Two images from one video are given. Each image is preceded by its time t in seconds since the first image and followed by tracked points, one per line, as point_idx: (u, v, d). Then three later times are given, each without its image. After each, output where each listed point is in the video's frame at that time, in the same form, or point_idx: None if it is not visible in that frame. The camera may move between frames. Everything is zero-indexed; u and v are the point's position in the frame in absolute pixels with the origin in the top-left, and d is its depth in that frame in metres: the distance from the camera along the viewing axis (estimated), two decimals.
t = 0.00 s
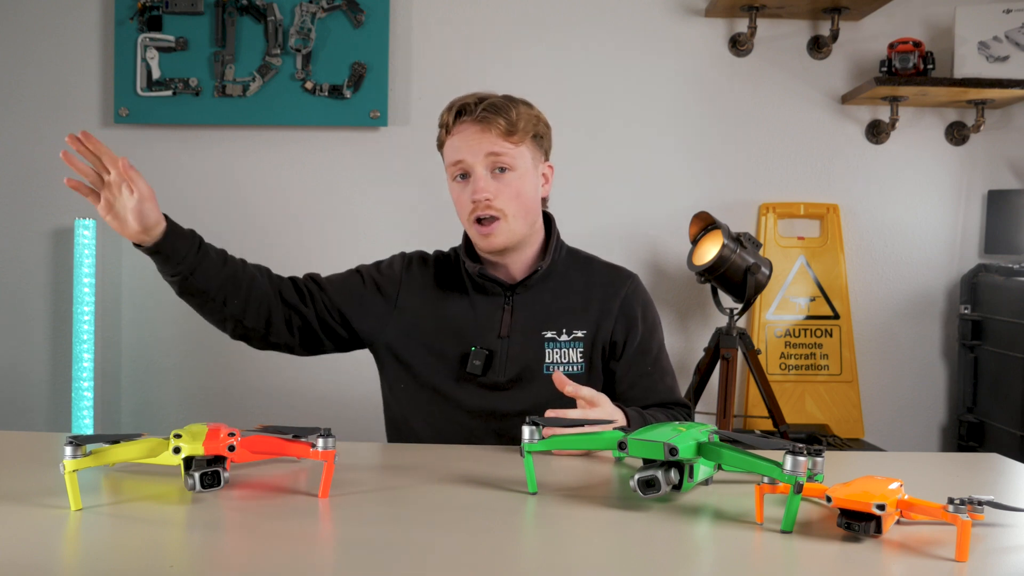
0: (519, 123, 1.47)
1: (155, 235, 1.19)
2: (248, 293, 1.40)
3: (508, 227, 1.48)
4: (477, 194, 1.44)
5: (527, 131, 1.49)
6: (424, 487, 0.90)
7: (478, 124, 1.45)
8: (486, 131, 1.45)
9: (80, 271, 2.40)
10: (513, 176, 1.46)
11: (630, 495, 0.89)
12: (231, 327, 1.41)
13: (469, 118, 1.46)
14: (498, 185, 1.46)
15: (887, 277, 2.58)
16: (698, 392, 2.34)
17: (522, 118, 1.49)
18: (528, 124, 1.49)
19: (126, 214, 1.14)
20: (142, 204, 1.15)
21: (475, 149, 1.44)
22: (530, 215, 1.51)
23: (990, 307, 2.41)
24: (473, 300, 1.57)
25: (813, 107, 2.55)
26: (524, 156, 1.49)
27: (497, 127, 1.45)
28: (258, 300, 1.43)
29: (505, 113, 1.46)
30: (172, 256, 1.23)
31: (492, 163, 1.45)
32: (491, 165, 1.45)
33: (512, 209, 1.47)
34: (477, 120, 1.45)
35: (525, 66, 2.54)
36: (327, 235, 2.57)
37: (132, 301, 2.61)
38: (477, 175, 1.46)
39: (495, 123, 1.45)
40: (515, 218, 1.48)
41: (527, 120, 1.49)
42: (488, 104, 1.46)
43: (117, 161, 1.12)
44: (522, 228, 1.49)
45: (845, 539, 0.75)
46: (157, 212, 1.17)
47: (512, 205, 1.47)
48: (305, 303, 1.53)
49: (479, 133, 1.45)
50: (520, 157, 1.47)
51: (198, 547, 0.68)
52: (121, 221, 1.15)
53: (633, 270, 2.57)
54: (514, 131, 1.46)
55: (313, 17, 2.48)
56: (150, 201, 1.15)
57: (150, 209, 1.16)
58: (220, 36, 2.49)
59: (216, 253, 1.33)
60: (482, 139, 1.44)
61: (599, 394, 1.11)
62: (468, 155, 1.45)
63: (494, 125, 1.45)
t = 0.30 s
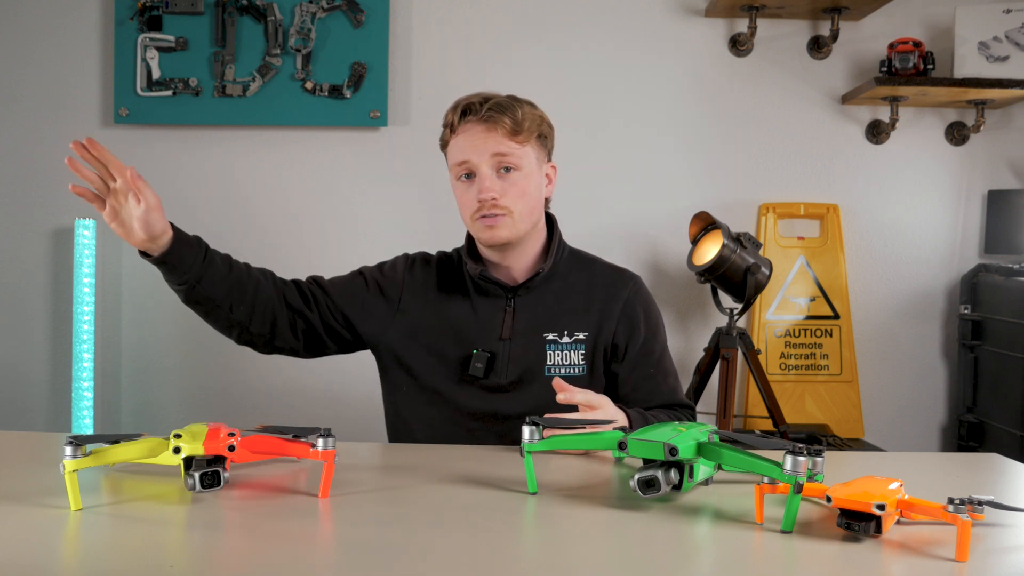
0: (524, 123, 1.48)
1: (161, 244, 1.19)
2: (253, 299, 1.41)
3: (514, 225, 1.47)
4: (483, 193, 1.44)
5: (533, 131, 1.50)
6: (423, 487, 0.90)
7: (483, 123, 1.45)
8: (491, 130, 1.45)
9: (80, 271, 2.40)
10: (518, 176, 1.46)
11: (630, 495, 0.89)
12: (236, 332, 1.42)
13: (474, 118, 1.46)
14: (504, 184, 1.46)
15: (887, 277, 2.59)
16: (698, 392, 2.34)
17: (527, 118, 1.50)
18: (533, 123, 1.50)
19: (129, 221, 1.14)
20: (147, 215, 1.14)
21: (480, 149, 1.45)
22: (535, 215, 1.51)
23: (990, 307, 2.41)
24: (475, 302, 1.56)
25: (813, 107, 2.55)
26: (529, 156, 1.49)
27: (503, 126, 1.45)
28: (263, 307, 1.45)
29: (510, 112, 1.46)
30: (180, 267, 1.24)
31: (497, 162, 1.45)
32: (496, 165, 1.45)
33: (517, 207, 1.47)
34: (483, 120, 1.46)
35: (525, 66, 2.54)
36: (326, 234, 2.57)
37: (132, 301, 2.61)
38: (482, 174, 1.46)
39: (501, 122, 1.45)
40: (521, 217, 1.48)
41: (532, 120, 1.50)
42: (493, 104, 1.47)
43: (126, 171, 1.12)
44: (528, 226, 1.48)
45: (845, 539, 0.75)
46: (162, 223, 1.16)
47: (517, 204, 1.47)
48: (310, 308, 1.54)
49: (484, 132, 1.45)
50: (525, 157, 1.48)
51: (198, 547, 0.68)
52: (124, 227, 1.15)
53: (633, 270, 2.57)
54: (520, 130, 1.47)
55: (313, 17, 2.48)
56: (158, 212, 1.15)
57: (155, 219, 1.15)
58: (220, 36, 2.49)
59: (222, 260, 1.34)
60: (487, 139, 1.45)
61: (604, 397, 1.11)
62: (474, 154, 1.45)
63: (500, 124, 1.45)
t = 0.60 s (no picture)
0: (522, 125, 1.48)
1: (162, 242, 1.20)
2: (254, 296, 1.41)
3: (508, 228, 1.46)
4: (477, 194, 1.44)
5: (532, 134, 1.50)
6: (423, 487, 0.90)
7: (481, 124, 1.46)
8: (489, 131, 1.46)
9: (81, 271, 2.40)
10: (514, 178, 1.46)
11: (631, 495, 0.89)
12: (236, 330, 1.43)
13: (473, 119, 1.47)
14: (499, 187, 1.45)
15: (886, 277, 2.59)
16: (698, 392, 2.34)
17: (527, 120, 1.50)
18: (532, 126, 1.50)
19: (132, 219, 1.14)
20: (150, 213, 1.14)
21: (477, 151, 1.45)
22: (531, 217, 1.49)
23: (990, 307, 2.41)
24: (475, 302, 1.56)
25: (813, 107, 2.55)
26: (527, 158, 1.49)
27: (500, 127, 1.46)
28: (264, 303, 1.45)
29: (509, 114, 1.47)
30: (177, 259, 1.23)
31: (493, 164, 1.45)
32: (492, 167, 1.45)
33: (512, 210, 1.46)
34: (481, 121, 1.46)
35: (525, 66, 2.54)
36: (327, 234, 2.57)
37: (132, 301, 2.61)
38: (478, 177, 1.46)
39: (498, 123, 1.46)
40: (516, 220, 1.46)
41: (532, 122, 1.50)
42: (492, 106, 1.48)
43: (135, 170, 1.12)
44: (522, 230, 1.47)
45: (845, 539, 0.75)
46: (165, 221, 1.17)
47: (513, 206, 1.46)
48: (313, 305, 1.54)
49: (482, 133, 1.45)
50: (523, 159, 1.48)
51: (198, 547, 0.68)
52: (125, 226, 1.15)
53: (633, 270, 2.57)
54: (517, 132, 1.47)
55: (313, 17, 2.48)
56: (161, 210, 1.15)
57: (159, 218, 1.16)
58: (220, 36, 2.49)
59: (223, 257, 1.34)
60: (484, 140, 1.45)
61: (604, 397, 1.11)
62: (470, 156, 1.45)
63: (498, 126, 1.46)
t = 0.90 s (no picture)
0: (529, 123, 1.48)
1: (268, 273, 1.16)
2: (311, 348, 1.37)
3: (513, 228, 1.49)
4: (484, 194, 1.47)
5: (538, 133, 1.50)
6: (424, 487, 0.90)
7: (488, 123, 1.47)
8: (495, 130, 1.46)
9: (81, 271, 2.41)
10: (519, 178, 1.48)
11: (631, 495, 0.89)
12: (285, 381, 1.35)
13: (479, 117, 1.47)
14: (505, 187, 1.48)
15: (886, 277, 2.59)
16: (698, 392, 2.34)
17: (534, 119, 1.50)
18: (539, 125, 1.50)
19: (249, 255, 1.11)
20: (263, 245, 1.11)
21: (484, 150, 1.47)
22: (538, 218, 1.52)
23: (990, 307, 2.41)
24: (475, 305, 1.56)
25: (813, 107, 2.55)
26: (533, 158, 1.50)
27: (507, 126, 1.46)
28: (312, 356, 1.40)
29: (515, 112, 1.47)
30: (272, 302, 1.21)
31: (499, 164, 1.47)
32: (498, 166, 1.47)
33: (518, 210, 1.48)
34: (487, 120, 1.47)
35: (525, 66, 2.54)
36: (326, 234, 2.57)
37: (132, 301, 2.61)
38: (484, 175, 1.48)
39: (505, 122, 1.46)
40: (520, 220, 1.49)
41: (538, 121, 1.50)
42: (499, 104, 1.48)
43: (283, 218, 1.08)
44: (527, 230, 1.49)
45: (845, 539, 0.75)
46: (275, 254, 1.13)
47: (519, 206, 1.48)
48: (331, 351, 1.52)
49: (488, 132, 1.47)
50: (529, 158, 1.49)
51: (198, 547, 0.68)
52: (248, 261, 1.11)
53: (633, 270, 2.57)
54: (524, 132, 1.47)
55: (313, 17, 2.48)
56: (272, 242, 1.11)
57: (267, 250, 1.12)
58: (220, 36, 2.49)
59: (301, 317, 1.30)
60: (490, 139, 1.46)
61: (604, 397, 1.11)
62: (476, 155, 1.47)
63: (504, 124, 1.46)
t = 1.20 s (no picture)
0: (533, 123, 1.49)
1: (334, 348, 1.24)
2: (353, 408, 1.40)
3: (518, 227, 1.50)
4: (489, 193, 1.47)
5: (543, 132, 1.50)
6: (424, 487, 0.90)
7: (492, 122, 1.47)
8: (500, 130, 1.47)
9: (81, 271, 2.41)
10: (524, 178, 1.48)
11: (631, 495, 0.89)
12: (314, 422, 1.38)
13: (483, 117, 1.48)
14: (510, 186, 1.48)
15: (886, 276, 2.59)
16: (698, 392, 2.34)
17: (539, 118, 1.50)
18: (543, 124, 1.50)
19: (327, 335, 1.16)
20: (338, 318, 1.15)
21: (488, 149, 1.47)
22: (542, 217, 1.52)
23: (990, 307, 2.41)
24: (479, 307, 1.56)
25: (813, 107, 2.55)
26: (537, 157, 1.50)
27: (512, 126, 1.47)
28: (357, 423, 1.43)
29: (520, 112, 1.47)
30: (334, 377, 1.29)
31: (504, 163, 1.47)
32: (503, 165, 1.48)
33: (523, 209, 1.49)
34: (492, 119, 1.47)
35: (525, 66, 2.54)
36: (326, 234, 2.57)
37: (132, 301, 2.61)
38: (489, 174, 1.48)
39: (510, 121, 1.46)
40: (526, 219, 1.50)
41: (542, 121, 1.50)
42: (504, 103, 1.48)
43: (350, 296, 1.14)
44: (532, 230, 1.50)
45: (845, 539, 0.75)
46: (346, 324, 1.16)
47: (524, 206, 1.49)
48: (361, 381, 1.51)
49: (493, 132, 1.47)
50: (533, 158, 1.49)
51: (198, 547, 0.68)
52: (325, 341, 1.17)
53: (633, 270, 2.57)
54: (528, 131, 1.48)
55: (313, 17, 2.48)
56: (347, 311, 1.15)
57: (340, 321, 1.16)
58: (220, 36, 2.49)
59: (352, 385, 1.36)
60: (495, 138, 1.46)
61: (605, 397, 1.11)
62: (480, 154, 1.47)
63: (509, 124, 1.47)
